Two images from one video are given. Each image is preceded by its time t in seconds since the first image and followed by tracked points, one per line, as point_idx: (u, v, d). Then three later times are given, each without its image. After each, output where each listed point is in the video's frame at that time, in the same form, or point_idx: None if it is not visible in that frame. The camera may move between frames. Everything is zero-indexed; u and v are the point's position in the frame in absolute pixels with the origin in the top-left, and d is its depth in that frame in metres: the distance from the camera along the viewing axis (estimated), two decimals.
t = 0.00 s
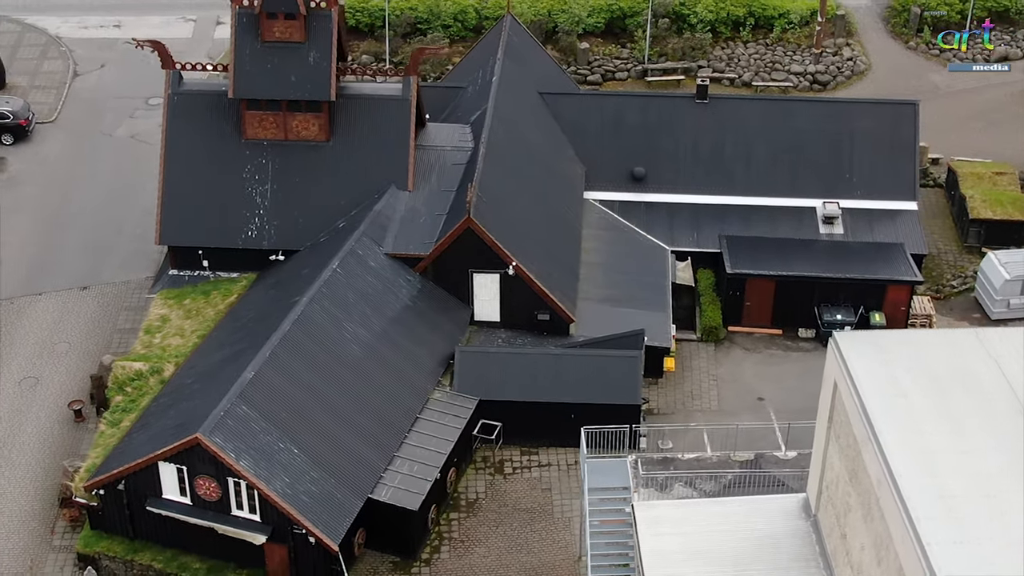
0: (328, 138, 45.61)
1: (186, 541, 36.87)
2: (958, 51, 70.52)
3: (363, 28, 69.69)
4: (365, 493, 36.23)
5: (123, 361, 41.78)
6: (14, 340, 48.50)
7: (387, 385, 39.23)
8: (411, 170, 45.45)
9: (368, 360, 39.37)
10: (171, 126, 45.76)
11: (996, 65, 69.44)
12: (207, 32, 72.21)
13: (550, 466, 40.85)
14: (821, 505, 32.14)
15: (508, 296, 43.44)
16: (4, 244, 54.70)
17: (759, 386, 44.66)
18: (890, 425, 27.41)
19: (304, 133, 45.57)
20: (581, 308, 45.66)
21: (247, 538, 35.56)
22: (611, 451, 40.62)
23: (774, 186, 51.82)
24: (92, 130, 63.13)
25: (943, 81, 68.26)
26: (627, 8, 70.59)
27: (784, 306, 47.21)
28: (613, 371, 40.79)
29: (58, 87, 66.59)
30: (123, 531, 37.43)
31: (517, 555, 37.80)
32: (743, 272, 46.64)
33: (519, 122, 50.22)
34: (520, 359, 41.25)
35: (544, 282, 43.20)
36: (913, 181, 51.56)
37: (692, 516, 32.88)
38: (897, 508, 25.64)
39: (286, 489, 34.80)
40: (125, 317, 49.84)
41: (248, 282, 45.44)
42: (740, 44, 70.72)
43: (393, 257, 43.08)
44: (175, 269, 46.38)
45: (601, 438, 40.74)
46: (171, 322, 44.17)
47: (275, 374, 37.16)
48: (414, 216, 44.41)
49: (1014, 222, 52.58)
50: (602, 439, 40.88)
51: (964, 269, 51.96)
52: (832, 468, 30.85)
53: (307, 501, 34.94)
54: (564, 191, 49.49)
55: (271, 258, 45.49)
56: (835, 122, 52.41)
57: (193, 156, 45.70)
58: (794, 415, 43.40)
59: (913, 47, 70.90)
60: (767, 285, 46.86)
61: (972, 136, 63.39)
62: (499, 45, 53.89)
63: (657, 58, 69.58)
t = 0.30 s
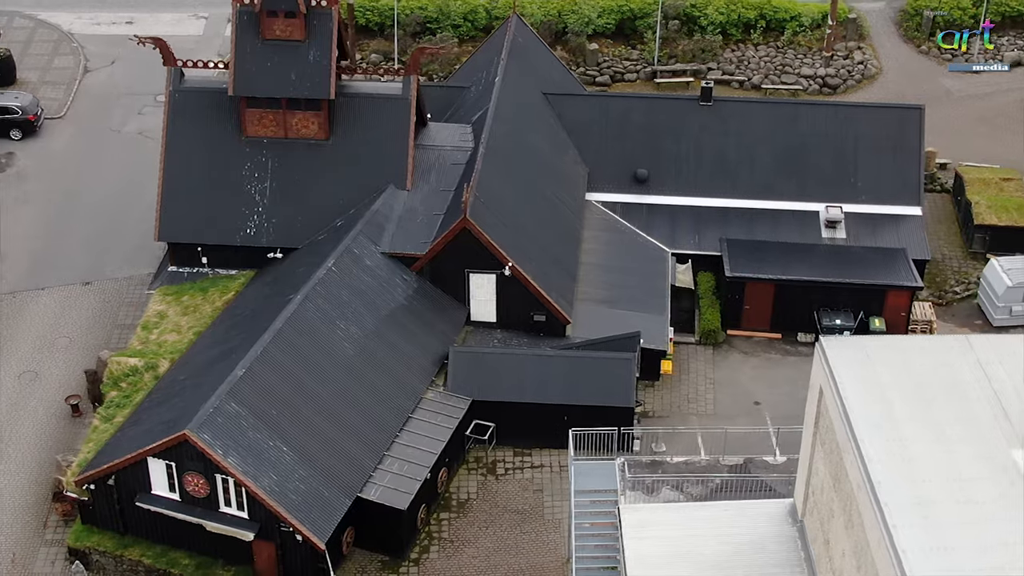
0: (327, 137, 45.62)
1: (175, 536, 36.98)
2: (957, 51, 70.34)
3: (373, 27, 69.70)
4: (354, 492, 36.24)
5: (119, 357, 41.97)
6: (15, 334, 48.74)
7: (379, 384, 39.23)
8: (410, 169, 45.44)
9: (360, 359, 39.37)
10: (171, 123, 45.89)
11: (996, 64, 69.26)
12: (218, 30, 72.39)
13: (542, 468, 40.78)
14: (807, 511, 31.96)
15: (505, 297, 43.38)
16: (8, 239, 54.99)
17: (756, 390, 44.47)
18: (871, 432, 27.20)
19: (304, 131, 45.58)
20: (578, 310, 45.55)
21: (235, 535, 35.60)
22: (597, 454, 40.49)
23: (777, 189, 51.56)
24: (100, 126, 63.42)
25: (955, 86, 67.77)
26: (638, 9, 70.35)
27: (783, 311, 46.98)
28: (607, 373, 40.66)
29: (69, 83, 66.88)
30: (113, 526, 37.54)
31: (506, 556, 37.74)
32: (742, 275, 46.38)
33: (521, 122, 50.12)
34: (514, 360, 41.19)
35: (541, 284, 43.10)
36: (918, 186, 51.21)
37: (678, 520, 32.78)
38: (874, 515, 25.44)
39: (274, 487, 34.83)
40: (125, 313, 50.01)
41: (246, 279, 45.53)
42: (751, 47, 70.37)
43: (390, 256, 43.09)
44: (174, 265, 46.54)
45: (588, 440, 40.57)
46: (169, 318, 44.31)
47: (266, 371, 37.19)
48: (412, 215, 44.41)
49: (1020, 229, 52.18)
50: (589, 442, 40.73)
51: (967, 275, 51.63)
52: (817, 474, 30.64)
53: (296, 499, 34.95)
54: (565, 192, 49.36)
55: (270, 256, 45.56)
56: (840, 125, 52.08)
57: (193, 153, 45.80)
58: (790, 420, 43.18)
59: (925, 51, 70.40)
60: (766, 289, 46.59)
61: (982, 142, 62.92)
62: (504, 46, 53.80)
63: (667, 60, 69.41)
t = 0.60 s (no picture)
0: (326, 135, 45.67)
1: (165, 532, 37.07)
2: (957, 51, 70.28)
3: (382, 26, 69.74)
4: (343, 490, 36.23)
5: (114, 352, 42.13)
6: (16, 329, 49.00)
7: (371, 383, 39.22)
8: (408, 168, 45.43)
9: (353, 357, 39.38)
10: (172, 120, 46.04)
11: (996, 64, 69.02)
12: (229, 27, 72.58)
13: (535, 469, 40.72)
14: (792, 517, 31.77)
15: (501, 297, 43.30)
16: (13, 233, 55.27)
17: (753, 393, 44.30)
18: (852, 438, 26.97)
19: (304, 129, 45.65)
20: (575, 311, 45.44)
21: (223, 532, 35.66)
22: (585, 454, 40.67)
23: (780, 192, 51.33)
24: (108, 122, 63.70)
25: (966, 90, 67.33)
26: (648, 11, 70.11)
27: (782, 314, 46.78)
28: (601, 375, 40.55)
29: (79, 79, 67.20)
30: (103, 521, 37.65)
31: (495, 556, 37.72)
32: (741, 278, 46.21)
33: (523, 122, 50.02)
34: (508, 361, 41.11)
35: (537, 284, 43.02)
36: (922, 191, 50.87)
37: (665, 523, 32.65)
38: (851, 522, 25.25)
39: (262, 484, 34.85)
40: (126, 308, 50.20)
41: (244, 277, 45.64)
42: (761, 50, 70.07)
43: (387, 255, 43.09)
44: (173, 262, 46.68)
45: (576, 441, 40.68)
46: (166, 314, 44.43)
47: (257, 369, 37.24)
48: (409, 215, 44.41)
49: None
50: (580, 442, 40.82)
51: (971, 280, 51.25)
52: (802, 480, 30.45)
53: (283, 496, 34.95)
54: (566, 193, 49.25)
55: (268, 254, 45.64)
56: (845, 129, 51.79)
57: (193, 150, 45.94)
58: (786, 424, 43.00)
59: (937, 55, 69.94)
60: (765, 293, 46.40)
61: (991, 148, 62.50)
62: (508, 46, 53.74)
63: (676, 61, 69.26)
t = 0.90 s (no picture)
0: (326, 133, 45.75)
1: (155, 527, 37.18)
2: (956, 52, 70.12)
3: (392, 25, 69.82)
4: (332, 489, 36.25)
5: (110, 348, 42.29)
6: (18, 323, 49.28)
7: (363, 382, 39.24)
8: (407, 167, 45.43)
9: (345, 356, 39.41)
10: (173, 117, 46.19)
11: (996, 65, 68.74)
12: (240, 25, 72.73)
13: (527, 470, 40.65)
14: (778, 521, 31.61)
15: (497, 297, 43.26)
16: (18, 228, 55.53)
17: (749, 397, 44.12)
18: (833, 444, 26.80)
19: (303, 127, 45.74)
20: (573, 312, 45.32)
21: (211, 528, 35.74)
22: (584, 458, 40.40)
23: (783, 196, 51.12)
24: (116, 118, 63.98)
25: (976, 95, 66.90)
26: (658, 12, 69.89)
27: (781, 318, 46.54)
28: (595, 377, 40.46)
29: (89, 75, 67.49)
30: (94, 515, 37.77)
31: (484, 557, 37.70)
32: (739, 281, 45.91)
33: (524, 122, 49.97)
34: (503, 362, 41.06)
35: (533, 285, 42.96)
36: (926, 195, 50.55)
37: (651, 526, 32.52)
38: (828, 528, 25.10)
39: (250, 481, 34.91)
40: (127, 304, 50.39)
41: (242, 274, 45.75)
42: (772, 52, 69.76)
43: (383, 253, 43.08)
44: (173, 259, 46.79)
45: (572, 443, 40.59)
46: (163, 311, 44.60)
47: (248, 366, 37.31)
48: (407, 214, 44.40)
49: None
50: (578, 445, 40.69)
51: (975, 286, 50.89)
52: (786, 485, 30.28)
53: (271, 494, 35.00)
54: (567, 193, 49.16)
55: (266, 251, 45.73)
56: (849, 133, 51.52)
57: (193, 146, 46.07)
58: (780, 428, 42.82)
59: (949, 59, 69.48)
60: (764, 296, 46.17)
61: (1001, 153, 62.09)
62: (512, 46, 53.70)
63: (686, 63, 69.04)
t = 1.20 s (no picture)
0: (326, 132, 45.82)
1: (145, 523, 37.27)
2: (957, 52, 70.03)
3: (402, 24, 69.89)
4: (321, 487, 36.28)
5: (106, 343, 42.46)
6: (20, 318, 49.59)
7: (356, 380, 39.25)
8: (406, 166, 45.41)
9: (339, 355, 39.43)
10: (174, 114, 46.34)
11: (996, 65, 68.53)
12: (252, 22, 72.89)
13: (519, 471, 40.58)
14: (763, 526, 31.41)
15: (494, 298, 43.20)
16: (24, 222, 55.81)
17: (745, 401, 43.91)
18: (813, 449, 26.62)
19: (303, 125, 45.83)
20: (570, 313, 45.22)
21: (199, 524, 35.80)
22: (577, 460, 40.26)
23: (786, 199, 50.89)
24: (125, 114, 64.26)
25: (987, 100, 66.42)
26: (668, 13, 69.63)
27: (779, 322, 46.35)
28: (589, 379, 40.37)
29: (99, 71, 67.80)
30: (86, 510, 37.89)
31: (472, 558, 37.66)
32: (738, 284, 45.77)
33: (525, 122, 49.91)
34: (498, 363, 41.00)
35: (530, 286, 42.88)
36: (930, 201, 50.20)
37: (636, 529, 32.42)
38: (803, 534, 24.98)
39: (238, 478, 34.98)
40: (129, 299, 50.60)
41: (241, 272, 45.84)
42: (782, 55, 69.42)
43: (380, 252, 43.07)
44: (173, 255, 46.84)
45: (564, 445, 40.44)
46: (162, 307, 44.80)
47: (240, 363, 37.38)
48: (405, 213, 44.36)
49: None
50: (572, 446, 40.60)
51: (979, 292, 50.53)
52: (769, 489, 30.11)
53: (259, 491, 35.06)
54: (568, 194, 49.06)
55: (265, 249, 45.80)
56: (853, 136, 51.25)
57: (194, 143, 46.21)
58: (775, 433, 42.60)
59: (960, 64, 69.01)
60: (762, 299, 46.01)
61: (1010, 159, 61.60)
62: (516, 46, 53.66)
63: (695, 65, 68.76)
